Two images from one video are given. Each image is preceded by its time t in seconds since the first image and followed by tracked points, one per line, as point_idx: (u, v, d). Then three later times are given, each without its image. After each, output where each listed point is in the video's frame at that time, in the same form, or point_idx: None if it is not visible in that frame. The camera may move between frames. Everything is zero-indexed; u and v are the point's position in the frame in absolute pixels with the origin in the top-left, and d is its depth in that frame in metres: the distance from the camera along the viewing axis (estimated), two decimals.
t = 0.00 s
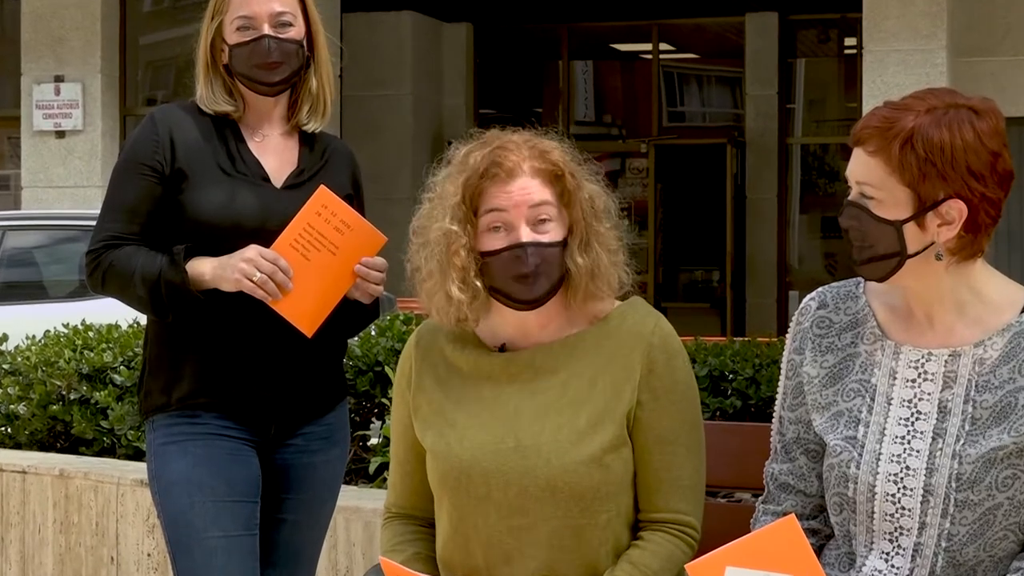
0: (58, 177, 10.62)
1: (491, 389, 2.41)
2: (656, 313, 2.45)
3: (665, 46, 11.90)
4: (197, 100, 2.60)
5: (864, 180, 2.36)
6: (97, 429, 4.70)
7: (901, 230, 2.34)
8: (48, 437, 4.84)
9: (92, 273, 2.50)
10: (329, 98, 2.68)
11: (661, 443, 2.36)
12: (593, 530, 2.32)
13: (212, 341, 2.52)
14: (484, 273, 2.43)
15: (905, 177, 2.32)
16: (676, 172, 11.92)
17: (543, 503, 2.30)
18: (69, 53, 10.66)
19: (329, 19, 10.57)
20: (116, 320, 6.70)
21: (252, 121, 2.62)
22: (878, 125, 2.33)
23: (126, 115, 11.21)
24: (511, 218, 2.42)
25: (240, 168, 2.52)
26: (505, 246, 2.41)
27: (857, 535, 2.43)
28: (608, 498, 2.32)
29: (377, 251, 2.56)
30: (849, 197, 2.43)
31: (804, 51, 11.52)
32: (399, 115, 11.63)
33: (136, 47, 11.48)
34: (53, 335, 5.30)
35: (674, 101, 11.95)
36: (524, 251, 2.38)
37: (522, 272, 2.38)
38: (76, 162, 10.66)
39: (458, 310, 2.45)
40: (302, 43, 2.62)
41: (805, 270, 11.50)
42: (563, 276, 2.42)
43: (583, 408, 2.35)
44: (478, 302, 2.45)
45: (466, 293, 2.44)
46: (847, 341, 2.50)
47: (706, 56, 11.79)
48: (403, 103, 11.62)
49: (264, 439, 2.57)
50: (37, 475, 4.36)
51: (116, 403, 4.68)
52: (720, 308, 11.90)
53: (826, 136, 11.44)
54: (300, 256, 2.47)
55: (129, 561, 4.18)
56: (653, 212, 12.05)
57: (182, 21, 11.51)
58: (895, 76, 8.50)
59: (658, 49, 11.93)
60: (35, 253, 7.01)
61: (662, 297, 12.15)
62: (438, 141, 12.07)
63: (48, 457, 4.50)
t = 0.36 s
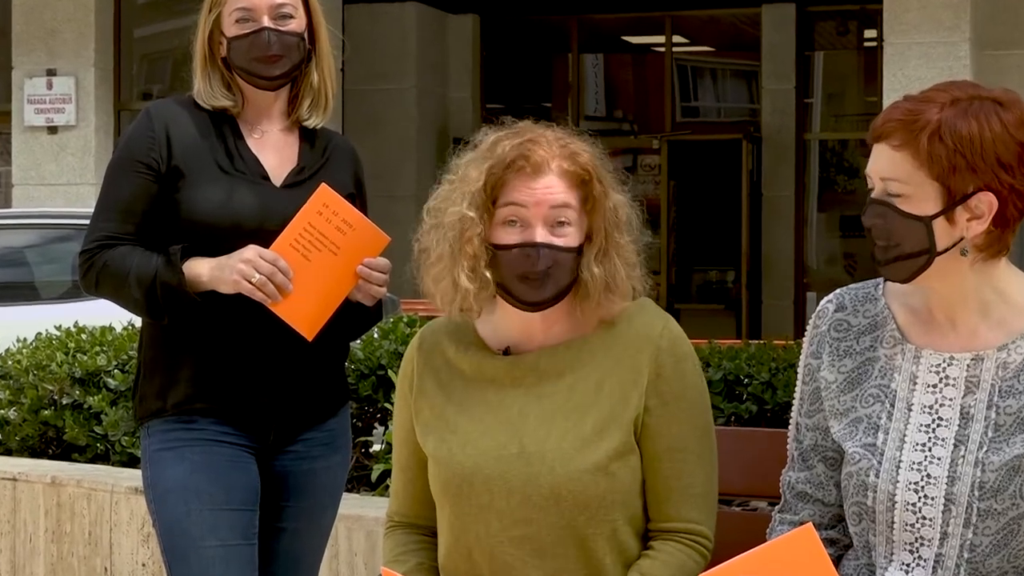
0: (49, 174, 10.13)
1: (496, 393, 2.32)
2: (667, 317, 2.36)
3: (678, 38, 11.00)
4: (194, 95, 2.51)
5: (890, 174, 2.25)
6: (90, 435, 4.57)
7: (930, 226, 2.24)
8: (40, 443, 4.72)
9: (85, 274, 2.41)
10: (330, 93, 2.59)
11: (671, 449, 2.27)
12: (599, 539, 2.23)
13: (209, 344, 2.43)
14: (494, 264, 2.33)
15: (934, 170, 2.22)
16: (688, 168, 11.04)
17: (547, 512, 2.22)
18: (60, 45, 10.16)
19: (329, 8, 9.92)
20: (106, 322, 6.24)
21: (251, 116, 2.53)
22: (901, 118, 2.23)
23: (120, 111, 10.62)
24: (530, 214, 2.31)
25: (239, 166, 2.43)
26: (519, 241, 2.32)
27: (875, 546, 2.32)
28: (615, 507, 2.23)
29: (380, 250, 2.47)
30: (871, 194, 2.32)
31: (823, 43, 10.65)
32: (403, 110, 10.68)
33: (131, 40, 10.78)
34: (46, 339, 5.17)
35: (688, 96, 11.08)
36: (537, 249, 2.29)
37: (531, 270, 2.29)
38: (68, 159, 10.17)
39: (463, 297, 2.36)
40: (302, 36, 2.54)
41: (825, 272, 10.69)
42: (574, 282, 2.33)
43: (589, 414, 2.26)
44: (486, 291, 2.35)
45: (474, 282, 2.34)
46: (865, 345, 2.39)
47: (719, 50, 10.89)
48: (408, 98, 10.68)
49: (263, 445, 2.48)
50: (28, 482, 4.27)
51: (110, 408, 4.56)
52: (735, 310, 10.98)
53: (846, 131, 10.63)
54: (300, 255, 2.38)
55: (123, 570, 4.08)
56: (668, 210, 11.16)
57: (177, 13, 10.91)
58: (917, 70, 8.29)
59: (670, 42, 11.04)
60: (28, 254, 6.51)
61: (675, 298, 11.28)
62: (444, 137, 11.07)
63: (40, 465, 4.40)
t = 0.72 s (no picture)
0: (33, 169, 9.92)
1: (496, 399, 2.24)
2: (673, 318, 2.28)
3: (685, 31, 10.50)
4: (182, 89, 2.43)
5: (955, 154, 2.12)
6: (76, 440, 4.45)
7: (1000, 199, 2.13)
8: (23, 449, 4.59)
9: (69, 274, 2.33)
10: (324, 88, 2.51)
11: (678, 457, 2.18)
12: (604, 551, 2.15)
13: (198, 346, 2.35)
14: (497, 263, 2.25)
15: (994, 143, 2.12)
16: (697, 164, 10.38)
17: (550, 522, 2.14)
18: (44, 37, 9.97)
19: None
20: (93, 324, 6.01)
21: (241, 111, 2.45)
22: (941, 99, 2.11)
23: (107, 105, 10.31)
24: (533, 209, 2.23)
25: (229, 163, 2.35)
26: (522, 238, 2.23)
27: (888, 556, 2.23)
28: (621, 517, 2.15)
29: (375, 250, 2.39)
30: (917, 188, 2.16)
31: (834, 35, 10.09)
32: (403, 105, 10.20)
33: (118, 31, 10.51)
34: (27, 340, 4.98)
35: (694, 89, 10.47)
36: (541, 246, 2.21)
37: (533, 267, 2.20)
38: (54, 154, 9.88)
39: (466, 298, 2.28)
40: (295, 28, 2.46)
41: (836, 271, 10.13)
42: (579, 281, 2.25)
43: (593, 419, 2.18)
44: (488, 293, 2.27)
45: (478, 281, 2.26)
46: (878, 348, 2.29)
47: (724, 43, 10.36)
48: (404, 91, 10.19)
49: (254, 452, 2.40)
50: (13, 489, 4.16)
51: (96, 413, 4.41)
52: (743, 311, 10.29)
53: (858, 127, 10.07)
54: (292, 256, 2.30)
55: None
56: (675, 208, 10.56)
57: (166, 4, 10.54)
58: (931, 62, 8.22)
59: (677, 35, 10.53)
60: (8, 252, 6.27)
61: (681, 298, 10.57)
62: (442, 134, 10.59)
63: (23, 471, 4.28)
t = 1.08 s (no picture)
0: (16, 166, 9.54)
1: (495, 402, 2.16)
2: (679, 318, 2.20)
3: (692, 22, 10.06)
4: (170, 82, 2.35)
5: (962, 154, 2.03)
6: (60, 446, 4.33)
7: (1012, 199, 2.04)
8: (7, 454, 4.49)
9: (54, 273, 2.24)
10: (318, 81, 2.43)
11: (683, 461, 2.10)
12: (607, 559, 2.06)
13: (187, 348, 2.27)
14: (497, 257, 2.17)
15: (1004, 141, 2.03)
16: (703, 162, 9.92)
17: (551, 529, 2.06)
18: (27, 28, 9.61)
19: None
20: (77, 326, 5.88)
21: (231, 105, 2.37)
22: (948, 97, 2.03)
23: (92, 98, 10.03)
24: (531, 199, 2.16)
25: (219, 160, 2.27)
26: (522, 231, 2.15)
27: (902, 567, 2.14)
28: (624, 523, 2.07)
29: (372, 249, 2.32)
30: (925, 190, 2.07)
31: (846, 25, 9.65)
32: (399, 98, 9.80)
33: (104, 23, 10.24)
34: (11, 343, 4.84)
35: (700, 82, 10.07)
36: (542, 237, 2.13)
37: (536, 261, 2.12)
38: (37, 150, 9.55)
39: (465, 296, 2.20)
40: (288, 20, 2.38)
41: (846, 271, 9.72)
42: (582, 274, 2.17)
43: (596, 422, 2.10)
44: (488, 290, 2.19)
45: (476, 278, 2.18)
46: (891, 351, 2.21)
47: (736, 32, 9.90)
48: (401, 84, 9.81)
49: (245, 457, 2.32)
50: None
51: (82, 417, 4.31)
52: (752, 312, 9.86)
53: (870, 121, 9.64)
54: (285, 255, 2.22)
55: None
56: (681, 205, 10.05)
57: None
58: (946, 55, 7.84)
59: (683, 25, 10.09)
60: None
61: (686, 299, 10.09)
62: (439, 127, 10.20)
63: (8, 478, 4.18)
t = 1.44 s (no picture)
0: None
1: (497, 407, 2.08)
2: (689, 320, 2.11)
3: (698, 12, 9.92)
4: (159, 75, 2.27)
5: (979, 151, 1.95)
6: (43, 453, 4.26)
7: None
8: None
9: (38, 273, 2.16)
10: (310, 74, 2.35)
11: (693, 467, 2.02)
12: (615, 569, 1.98)
13: (176, 350, 2.19)
14: (493, 247, 2.10)
15: None
16: (709, 156, 9.85)
17: (557, 539, 1.98)
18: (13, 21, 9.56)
19: None
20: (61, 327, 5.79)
21: (221, 98, 2.28)
22: (965, 90, 1.94)
23: (77, 92, 9.94)
24: (523, 182, 2.09)
25: (208, 156, 2.19)
26: (516, 215, 2.08)
27: None
28: (632, 533, 1.99)
29: (365, 248, 2.23)
30: (941, 188, 1.99)
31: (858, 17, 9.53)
32: (394, 91, 9.72)
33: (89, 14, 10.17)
34: None
35: (708, 76, 9.88)
36: (540, 217, 2.05)
37: (536, 243, 2.04)
38: (20, 145, 9.45)
39: (465, 291, 2.11)
40: (280, 11, 2.30)
41: (857, 270, 9.59)
42: (585, 256, 2.09)
43: (603, 428, 2.02)
44: (487, 283, 2.11)
45: (474, 269, 2.10)
46: (904, 354, 2.12)
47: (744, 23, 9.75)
48: (397, 78, 9.72)
49: (236, 464, 2.24)
50: None
51: (67, 423, 4.23)
52: (760, 314, 9.72)
53: (882, 116, 9.51)
54: (277, 255, 2.14)
55: None
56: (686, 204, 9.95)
57: None
58: (962, 47, 7.91)
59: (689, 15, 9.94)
60: None
61: (693, 299, 9.99)
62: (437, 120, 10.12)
63: None
